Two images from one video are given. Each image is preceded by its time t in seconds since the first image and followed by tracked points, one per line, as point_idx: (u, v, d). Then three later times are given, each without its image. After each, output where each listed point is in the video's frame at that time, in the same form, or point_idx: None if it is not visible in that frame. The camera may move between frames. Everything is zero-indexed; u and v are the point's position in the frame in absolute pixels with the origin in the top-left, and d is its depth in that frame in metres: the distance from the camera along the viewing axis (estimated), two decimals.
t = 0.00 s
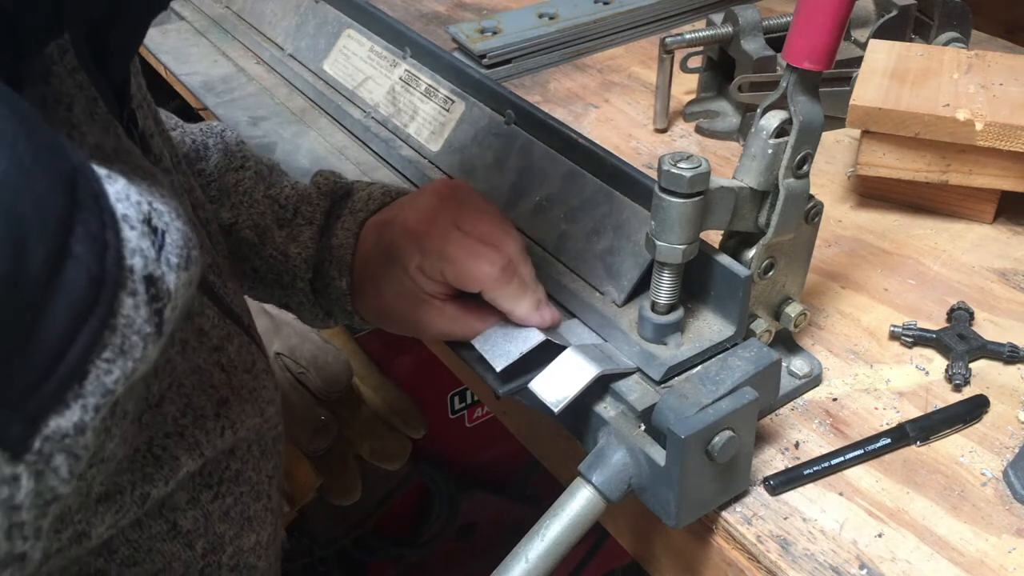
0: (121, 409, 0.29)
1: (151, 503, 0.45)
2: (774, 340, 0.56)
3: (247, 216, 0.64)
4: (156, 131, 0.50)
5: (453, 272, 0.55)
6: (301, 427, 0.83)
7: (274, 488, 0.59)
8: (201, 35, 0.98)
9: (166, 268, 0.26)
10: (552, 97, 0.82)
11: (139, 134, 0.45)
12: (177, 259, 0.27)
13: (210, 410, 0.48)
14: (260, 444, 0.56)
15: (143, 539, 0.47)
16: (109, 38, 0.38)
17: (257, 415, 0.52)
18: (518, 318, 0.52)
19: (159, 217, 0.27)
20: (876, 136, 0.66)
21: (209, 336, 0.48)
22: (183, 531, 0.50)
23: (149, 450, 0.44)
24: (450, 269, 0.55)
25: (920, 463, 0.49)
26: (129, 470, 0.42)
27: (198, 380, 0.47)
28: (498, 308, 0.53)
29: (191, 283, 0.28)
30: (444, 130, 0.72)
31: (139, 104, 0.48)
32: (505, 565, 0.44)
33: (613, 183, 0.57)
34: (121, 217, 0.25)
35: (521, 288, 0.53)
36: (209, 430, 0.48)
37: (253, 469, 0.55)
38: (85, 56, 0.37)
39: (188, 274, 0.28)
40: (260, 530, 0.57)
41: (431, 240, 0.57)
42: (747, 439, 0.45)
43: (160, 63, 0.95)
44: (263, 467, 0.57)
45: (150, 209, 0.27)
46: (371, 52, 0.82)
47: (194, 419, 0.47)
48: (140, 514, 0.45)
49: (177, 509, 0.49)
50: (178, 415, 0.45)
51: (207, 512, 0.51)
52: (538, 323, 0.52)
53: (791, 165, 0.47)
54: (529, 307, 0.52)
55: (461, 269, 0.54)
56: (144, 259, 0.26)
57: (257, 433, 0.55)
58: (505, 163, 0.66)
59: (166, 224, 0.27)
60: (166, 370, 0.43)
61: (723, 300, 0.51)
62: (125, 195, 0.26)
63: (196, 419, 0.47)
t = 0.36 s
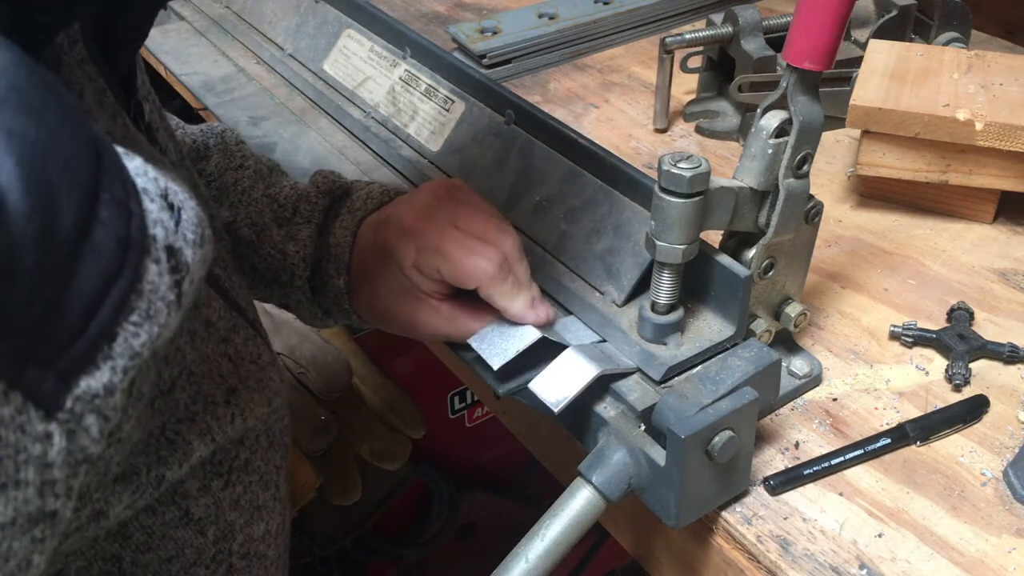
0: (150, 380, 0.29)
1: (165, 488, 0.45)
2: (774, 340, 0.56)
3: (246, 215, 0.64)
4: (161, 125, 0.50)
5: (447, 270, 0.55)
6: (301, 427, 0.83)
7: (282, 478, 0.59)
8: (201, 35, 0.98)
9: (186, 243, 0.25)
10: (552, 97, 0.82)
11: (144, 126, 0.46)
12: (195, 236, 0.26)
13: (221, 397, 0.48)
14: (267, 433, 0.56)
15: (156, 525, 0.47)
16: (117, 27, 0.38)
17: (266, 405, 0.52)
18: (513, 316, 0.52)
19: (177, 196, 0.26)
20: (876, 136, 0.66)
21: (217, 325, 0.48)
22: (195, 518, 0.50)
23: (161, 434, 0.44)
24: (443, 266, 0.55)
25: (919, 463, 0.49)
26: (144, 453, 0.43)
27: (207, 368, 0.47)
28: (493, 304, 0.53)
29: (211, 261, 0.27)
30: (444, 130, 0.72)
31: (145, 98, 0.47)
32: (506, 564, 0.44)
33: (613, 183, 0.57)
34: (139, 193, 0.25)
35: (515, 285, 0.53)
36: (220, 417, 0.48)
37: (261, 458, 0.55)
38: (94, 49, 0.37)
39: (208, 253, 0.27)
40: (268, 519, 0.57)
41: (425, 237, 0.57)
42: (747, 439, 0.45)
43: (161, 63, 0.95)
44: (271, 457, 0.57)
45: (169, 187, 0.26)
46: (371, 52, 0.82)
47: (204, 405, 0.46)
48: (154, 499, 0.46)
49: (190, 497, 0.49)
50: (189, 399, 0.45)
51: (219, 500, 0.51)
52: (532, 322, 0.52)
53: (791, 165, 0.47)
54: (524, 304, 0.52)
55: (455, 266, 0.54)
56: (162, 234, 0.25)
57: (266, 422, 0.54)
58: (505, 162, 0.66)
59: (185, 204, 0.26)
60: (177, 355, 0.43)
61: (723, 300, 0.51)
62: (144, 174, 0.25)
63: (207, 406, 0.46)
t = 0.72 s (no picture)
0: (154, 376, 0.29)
1: (166, 487, 0.45)
2: (774, 340, 0.56)
3: (248, 214, 0.63)
4: (162, 126, 0.50)
5: (449, 269, 0.55)
6: (301, 427, 0.83)
7: (282, 478, 0.59)
8: (201, 35, 0.98)
9: (185, 238, 0.25)
10: (552, 97, 0.82)
11: (145, 126, 0.45)
12: (195, 231, 0.25)
13: (222, 397, 0.48)
14: (268, 433, 0.56)
15: (157, 523, 0.48)
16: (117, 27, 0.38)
17: (267, 405, 0.52)
18: (515, 316, 0.52)
19: (177, 192, 0.26)
20: (876, 136, 0.66)
21: (218, 325, 0.48)
22: (195, 517, 0.50)
23: (163, 432, 0.44)
24: (445, 265, 0.55)
25: (919, 463, 0.49)
26: (147, 450, 0.42)
27: (208, 368, 0.47)
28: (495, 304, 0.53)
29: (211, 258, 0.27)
30: (444, 131, 0.72)
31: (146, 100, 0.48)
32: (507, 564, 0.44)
33: (613, 183, 0.57)
34: (140, 188, 0.25)
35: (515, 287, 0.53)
36: (222, 416, 0.48)
37: (261, 458, 0.55)
38: (96, 49, 0.37)
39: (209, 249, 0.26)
40: (269, 519, 0.57)
41: (428, 237, 0.57)
42: (746, 440, 0.45)
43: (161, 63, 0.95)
44: (272, 457, 0.57)
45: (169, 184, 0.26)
46: (371, 52, 0.83)
47: (205, 404, 0.46)
48: (155, 497, 0.46)
49: (191, 495, 0.49)
50: (190, 398, 0.45)
51: (219, 499, 0.51)
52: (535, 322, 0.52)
53: (790, 165, 0.47)
54: (527, 304, 0.52)
55: (458, 265, 0.54)
56: (163, 228, 0.24)
57: (268, 421, 0.54)
58: (505, 162, 0.66)
59: (184, 199, 0.26)
60: (178, 354, 0.43)
61: (723, 301, 0.51)
62: (145, 170, 0.25)
63: (209, 405, 0.47)
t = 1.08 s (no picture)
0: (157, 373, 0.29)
1: (168, 485, 0.45)
2: (774, 340, 0.56)
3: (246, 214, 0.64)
4: (162, 127, 0.50)
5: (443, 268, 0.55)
6: (300, 427, 0.83)
7: (282, 477, 0.59)
8: (201, 35, 0.98)
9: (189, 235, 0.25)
10: (552, 97, 0.82)
11: (145, 126, 0.45)
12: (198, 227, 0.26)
13: (224, 395, 0.48)
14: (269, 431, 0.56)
15: (158, 521, 0.48)
16: (118, 28, 0.38)
17: (268, 404, 0.52)
18: (508, 317, 0.52)
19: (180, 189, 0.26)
20: (876, 136, 0.66)
21: (219, 324, 0.48)
22: (196, 515, 0.50)
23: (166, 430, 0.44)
24: (439, 265, 0.55)
25: (919, 463, 0.49)
26: (149, 448, 0.43)
27: (210, 367, 0.47)
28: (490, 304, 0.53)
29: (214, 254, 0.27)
30: (444, 131, 0.72)
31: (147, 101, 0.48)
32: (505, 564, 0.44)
33: (613, 183, 0.57)
34: (144, 183, 0.25)
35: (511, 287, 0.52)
36: (223, 415, 0.48)
37: (262, 457, 0.55)
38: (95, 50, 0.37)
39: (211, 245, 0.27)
40: (269, 517, 0.57)
41: (423, 237, 0.57)
42: (746, 440, 0.45)
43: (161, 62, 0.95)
44: (272, 456, 0.57)
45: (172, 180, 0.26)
46: (371, 52, 0.83)
47: (207, 403, 0.46)
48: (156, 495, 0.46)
49: (191, 493, 0.49)
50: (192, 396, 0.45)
51: (219, 497, 0.51)
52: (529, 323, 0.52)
53: (791, 165, 0.47)
54: (521, 305, 0.52)
55: (453, 265, 0.54)
56: (167, 224, 0.25)
57: (268, 420, 0.54)
58: (505, 162, 0.66)
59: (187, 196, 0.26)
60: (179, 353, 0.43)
61: (723, 301, 0.51)
62: (149, 167, 0.26)
63: (211, 403, 0.47)
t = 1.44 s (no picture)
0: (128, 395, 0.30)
1: (149, 497, 0.45)
2: (774, 339, 0.56)
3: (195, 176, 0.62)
4: (154, 127, 0.50)
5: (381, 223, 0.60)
6: (298, 429, 0.83)
7: (274, 488, 0.59)
8: (201, 31, 0.98)
9: (165, 254, 0.27)
10: (552, 97, 0.82)
11: (140, 129, 0.45)
12: (174, 246, 0.27)
13: (212, 407, 0.48)
14: (261, 442, 0.56)
15: (142, 534, 0.47)
16: (114, 27, 0.39)
17: (258, 413, 0.52)
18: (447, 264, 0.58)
19: (158, 205, 0.27)
20: (876, 136, 0.66)
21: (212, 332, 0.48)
22: (181, 528, 0.50)
23: (150, 442, 0.44)
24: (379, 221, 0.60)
25: (920, 463, 0.49)
26: (133, 460, 0.43)
27: (200, 378, 0.47)
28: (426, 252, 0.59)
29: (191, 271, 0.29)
30: (444, 131, 0.72)
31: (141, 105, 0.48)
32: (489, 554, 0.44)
33: (614, 183, 0.57)
34: (119, 202, 0.26)
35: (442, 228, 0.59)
36: (211, 426, 0.48)
37: (253, 467, 0.55)
38: (89, 50, 0.37)
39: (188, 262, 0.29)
40: (258, 529, 0.57)
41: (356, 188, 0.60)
42: (745, 440, 0.45)
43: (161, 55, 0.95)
44: (264, 467, 0.57)
45: (150, 196, 0.27)
46: (371, 52, 0.83)
47: (194, 414, 0.47)
48: (141, 507, 0.46)
49: (178, 505, 0.49)
50: (178, 407, 0.45)
51: (207, 509, 0.51)
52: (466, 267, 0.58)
53: (791, 165, 0.47)
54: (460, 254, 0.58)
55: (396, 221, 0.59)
56: (139, 245, 0.26)
57: (259, 430, 0.54)
58: (504, 162, 0.66)
59: (166, 212, 0.27)
60: (167, 365, 0.43)
61: (723, 300, 0.51)
62: (125, 181, 0.27)
63: (197, 415, 0.47)
